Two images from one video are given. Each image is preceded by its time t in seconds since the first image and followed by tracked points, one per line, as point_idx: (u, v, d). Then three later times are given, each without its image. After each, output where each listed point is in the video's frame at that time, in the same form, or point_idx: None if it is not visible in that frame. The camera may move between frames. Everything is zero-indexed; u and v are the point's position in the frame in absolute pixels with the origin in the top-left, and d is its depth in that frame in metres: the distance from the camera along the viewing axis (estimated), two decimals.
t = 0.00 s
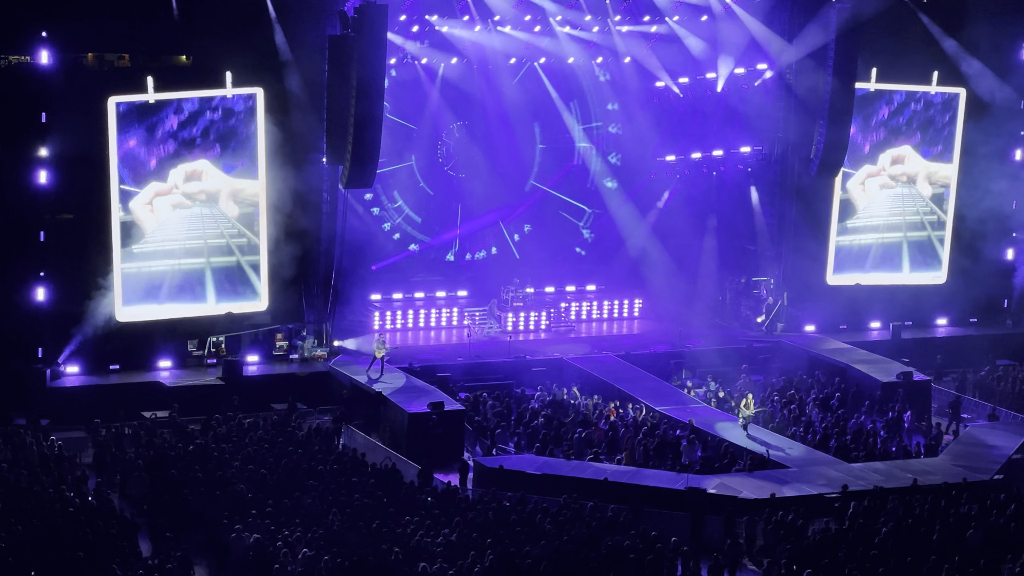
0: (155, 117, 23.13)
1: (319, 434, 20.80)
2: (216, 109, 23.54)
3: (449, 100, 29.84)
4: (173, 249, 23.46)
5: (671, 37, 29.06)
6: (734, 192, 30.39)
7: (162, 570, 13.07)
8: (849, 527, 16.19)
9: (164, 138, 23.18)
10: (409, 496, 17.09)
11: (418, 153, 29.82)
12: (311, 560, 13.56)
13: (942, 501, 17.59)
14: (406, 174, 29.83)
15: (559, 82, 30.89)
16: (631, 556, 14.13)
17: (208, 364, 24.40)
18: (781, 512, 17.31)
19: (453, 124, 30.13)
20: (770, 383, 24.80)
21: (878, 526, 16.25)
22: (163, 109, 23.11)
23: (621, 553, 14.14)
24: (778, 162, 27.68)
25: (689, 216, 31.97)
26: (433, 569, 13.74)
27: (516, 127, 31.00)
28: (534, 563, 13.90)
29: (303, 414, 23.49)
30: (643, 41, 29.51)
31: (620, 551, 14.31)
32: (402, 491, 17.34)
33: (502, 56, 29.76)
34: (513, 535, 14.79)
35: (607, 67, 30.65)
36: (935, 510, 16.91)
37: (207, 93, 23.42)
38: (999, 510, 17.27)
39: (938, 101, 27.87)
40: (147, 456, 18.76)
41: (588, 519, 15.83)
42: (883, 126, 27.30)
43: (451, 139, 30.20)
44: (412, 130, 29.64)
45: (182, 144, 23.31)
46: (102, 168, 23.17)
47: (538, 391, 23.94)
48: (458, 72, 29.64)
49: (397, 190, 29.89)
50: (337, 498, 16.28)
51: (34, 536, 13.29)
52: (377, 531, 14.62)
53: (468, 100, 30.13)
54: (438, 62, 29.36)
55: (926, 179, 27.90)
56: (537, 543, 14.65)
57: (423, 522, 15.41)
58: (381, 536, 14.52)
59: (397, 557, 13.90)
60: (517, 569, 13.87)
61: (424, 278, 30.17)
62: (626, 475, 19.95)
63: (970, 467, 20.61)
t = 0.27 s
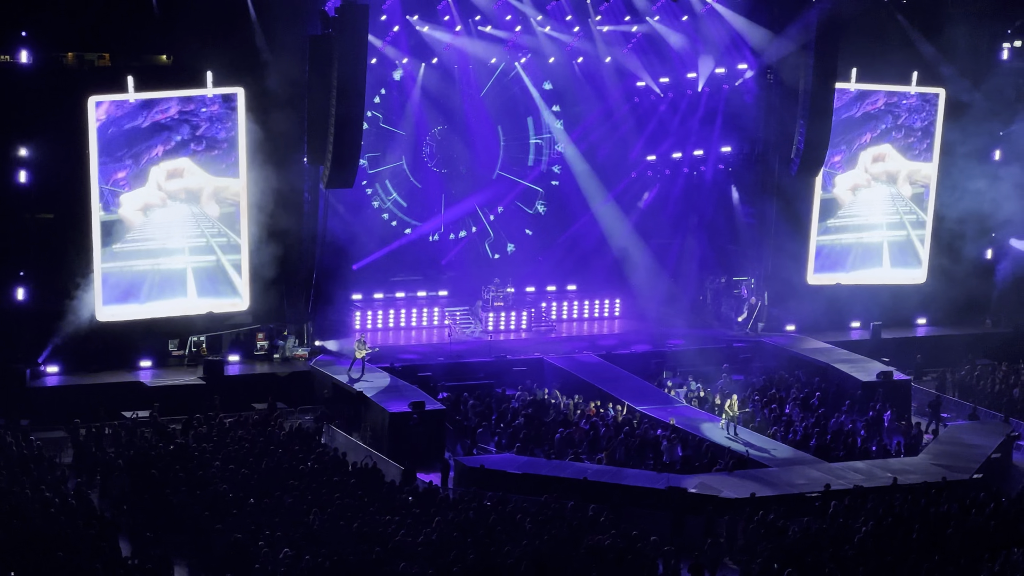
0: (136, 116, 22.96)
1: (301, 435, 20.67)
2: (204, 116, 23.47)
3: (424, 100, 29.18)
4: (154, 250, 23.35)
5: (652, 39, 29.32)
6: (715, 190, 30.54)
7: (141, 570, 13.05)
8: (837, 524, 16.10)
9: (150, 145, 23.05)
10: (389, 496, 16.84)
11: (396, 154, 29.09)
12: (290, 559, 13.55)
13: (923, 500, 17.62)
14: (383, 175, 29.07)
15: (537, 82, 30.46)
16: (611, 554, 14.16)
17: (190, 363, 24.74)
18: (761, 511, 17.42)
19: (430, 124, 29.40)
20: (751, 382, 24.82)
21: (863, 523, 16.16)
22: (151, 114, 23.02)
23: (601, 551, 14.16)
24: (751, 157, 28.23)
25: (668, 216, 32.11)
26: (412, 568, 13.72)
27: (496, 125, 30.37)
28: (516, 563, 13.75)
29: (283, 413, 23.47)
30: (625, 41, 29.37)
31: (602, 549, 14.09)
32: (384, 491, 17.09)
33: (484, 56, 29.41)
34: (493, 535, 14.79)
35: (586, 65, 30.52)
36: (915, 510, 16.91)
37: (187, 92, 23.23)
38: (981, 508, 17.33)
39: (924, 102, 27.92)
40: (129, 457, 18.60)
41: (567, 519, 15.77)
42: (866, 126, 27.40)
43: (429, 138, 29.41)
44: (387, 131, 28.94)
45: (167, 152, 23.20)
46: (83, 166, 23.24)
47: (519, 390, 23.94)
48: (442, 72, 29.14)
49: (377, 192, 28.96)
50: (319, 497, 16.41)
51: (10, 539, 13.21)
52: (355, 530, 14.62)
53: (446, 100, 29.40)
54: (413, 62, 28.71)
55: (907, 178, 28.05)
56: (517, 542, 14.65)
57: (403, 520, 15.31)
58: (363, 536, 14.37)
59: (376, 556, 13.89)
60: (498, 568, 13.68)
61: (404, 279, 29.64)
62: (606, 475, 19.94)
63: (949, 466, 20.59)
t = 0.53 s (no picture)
0: (119, 117, 23.08)
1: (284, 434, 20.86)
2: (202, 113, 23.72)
3: (407, 101, 28.09)
4: (138, 250, 23.47)
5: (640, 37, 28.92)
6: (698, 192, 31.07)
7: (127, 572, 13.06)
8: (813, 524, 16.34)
9: (151, 138, 23.32)
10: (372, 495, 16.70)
11: (378, 156, 28.10)
12: (276, 561, 13.54)
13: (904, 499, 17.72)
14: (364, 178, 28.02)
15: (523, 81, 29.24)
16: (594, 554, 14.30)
17: (172, 363, 24.36)
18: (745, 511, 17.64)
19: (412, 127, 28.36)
20: (736, 383, 24.78)
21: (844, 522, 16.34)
22: (162, 109, 23.38)
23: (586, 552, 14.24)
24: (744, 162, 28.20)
25: (650, 218, 32.05)
26: (398, 570, 13.79)
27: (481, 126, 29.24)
28: (498, 564, 13.92)
29: (266, 413, 23.41)
30: (608, 44, 29.18)
31: (584, 551, 14.50)
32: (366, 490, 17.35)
33: (467, 56, 28.44)
34: (476, 535, 14.83)
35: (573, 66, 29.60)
36: (897, 510, 16.96)
37: (170, 93, 23.41)
38: (962, 507, 17.47)
39: (903, 104, 28.66)
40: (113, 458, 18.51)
41: (552, 519, 15.79)
42: (847, 129, 28.13)
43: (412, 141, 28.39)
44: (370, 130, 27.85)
45: (165, 148, 23.52)
46: (66, 167, 22.95)
47: (503, 390, 23.86)
48: (426, 74, 28.18)
49: (358, 197, 28.09)
50: (302, 498, 16.38)
51: None
52: (340, 532, 14.67)
53: (431, 101, 28.35)
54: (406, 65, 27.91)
55: (889, 182, 28.76)
56: (502, 543, 14.71)
57: (388, 521, 15.32)
58: (344, 538, 14.61)
59: (362, 557, 13.96)
60: (481, 569, 13.99)
61: (389, 278, 29.52)
62: (590, 475, 19.90)
63: (933, 466, 20.58)
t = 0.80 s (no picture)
0: (103, 116, 22.87)
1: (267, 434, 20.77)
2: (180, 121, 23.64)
3: (400, 102, 28.40)
4: (120, 249, 23.38)
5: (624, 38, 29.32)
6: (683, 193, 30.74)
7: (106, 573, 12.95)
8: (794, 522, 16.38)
9: (134, 138, 23.19)
10: (356, 497, 16.47)
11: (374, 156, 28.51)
12: (258, 561, 13.49)
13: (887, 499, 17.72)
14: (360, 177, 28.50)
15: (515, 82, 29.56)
16: (578, 555, 14.24)
17: (156, 363, 24.13)
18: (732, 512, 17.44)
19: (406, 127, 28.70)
20: (719, 383, 24.79)
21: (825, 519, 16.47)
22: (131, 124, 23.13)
23: (570, 552, 14.21)
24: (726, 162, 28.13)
25: (635, 216, 32.27)
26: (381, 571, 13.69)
27: (475, 127, 29.52)
28: (483, 564, 13.76)
29: (249, 413, 23.37)
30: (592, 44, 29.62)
31: (569, 550, 14.23)
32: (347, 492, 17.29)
33: (450, 56, 28.58)
34: (460, 535, 14.74)
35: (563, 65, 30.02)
36: (881, 509, 16.94)
37: (154, 92, 23.26)
38: (946, 506, 17.45)
39: (886, 105, 28.56)
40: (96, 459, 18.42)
41: (535, 519, 15.65)
42: (831, 131, 27.98)
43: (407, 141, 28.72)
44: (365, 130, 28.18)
45: (149, 148, 23.41)
46: (48, 167, 22.83)
47: (487, 390, 23.84)
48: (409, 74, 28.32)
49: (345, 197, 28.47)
50: (285, 498, 16.15)
51: None
52: (323, 531, 14.55)
53: (421, 101, 28.62)
54: (386, 66, 28.10)
55: (872, 181, 28.69)
56: (485, 543, 14.57)
57: (371, 521, 15.20)
58: (326, 537, 14.51)
59: (344, 557, 13.86)
60: (465, 568, 13.87)
61: (376, 279, 29.82)
62: (574, 475, 19.84)
63: (916, 466, 20.60)
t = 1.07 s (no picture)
0: (91, 116, 22.87)
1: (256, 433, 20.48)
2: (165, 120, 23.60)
3: (392, 105, 28.86)
4: (107, 248, 23.39)
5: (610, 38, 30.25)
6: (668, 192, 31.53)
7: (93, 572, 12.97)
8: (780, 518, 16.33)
9: (122, 137, 23.15)
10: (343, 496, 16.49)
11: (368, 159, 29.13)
12: (246, 560, 13.53)
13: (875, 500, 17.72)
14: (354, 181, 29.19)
15: (505, 87, 30.25)
16: (564, 553, 14.28)
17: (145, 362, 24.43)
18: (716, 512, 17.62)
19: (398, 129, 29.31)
20: (707, 383, 24.80)
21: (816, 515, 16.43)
22: (117, 121, 23.08)
23: (556, 551, 14.26)
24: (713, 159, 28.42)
25: (621, 216, 32.96)
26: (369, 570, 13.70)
27: (466, 128, 30.12)
28: (469, 563, 13.77)
29: (236, 413, 23.37)
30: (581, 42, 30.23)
31: (555, 550, 14.35)
32: (335, 493, 17.07)
33: (440, 54, 29.05)
34: (447, 533, 14.74)
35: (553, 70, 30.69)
36: (868, 509, 16.95)
37: (142, 91, 23.22)
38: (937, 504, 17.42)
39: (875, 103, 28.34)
40: (83, 456, 18.25)
41: (523, 518, 15.67)
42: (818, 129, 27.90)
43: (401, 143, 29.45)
44: (358, 134, 28.79)
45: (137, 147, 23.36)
46: (37, 166, 22.81)
47: (475, 390, 23.82)
48: (398, 72, 28.69)
49: (335, 195, 29.00)
50: (274, 497, 16.18)
51: None
52: (311, 529, 14.54)
53: (410, 99, 29.02)
54: (370, 63, 28.38)
55: (859, 179, 28.51)
56: (472, 542, 14.62)
57: (360, 519, 15.17)
58: (316, 536, 14.35)
59: (333, 556, 13.88)
60: (450, 567, 13.92)
61: (366, 277, 30.14)
62: (562, 475, 19.78)
63: (903, 467, 20.59)
